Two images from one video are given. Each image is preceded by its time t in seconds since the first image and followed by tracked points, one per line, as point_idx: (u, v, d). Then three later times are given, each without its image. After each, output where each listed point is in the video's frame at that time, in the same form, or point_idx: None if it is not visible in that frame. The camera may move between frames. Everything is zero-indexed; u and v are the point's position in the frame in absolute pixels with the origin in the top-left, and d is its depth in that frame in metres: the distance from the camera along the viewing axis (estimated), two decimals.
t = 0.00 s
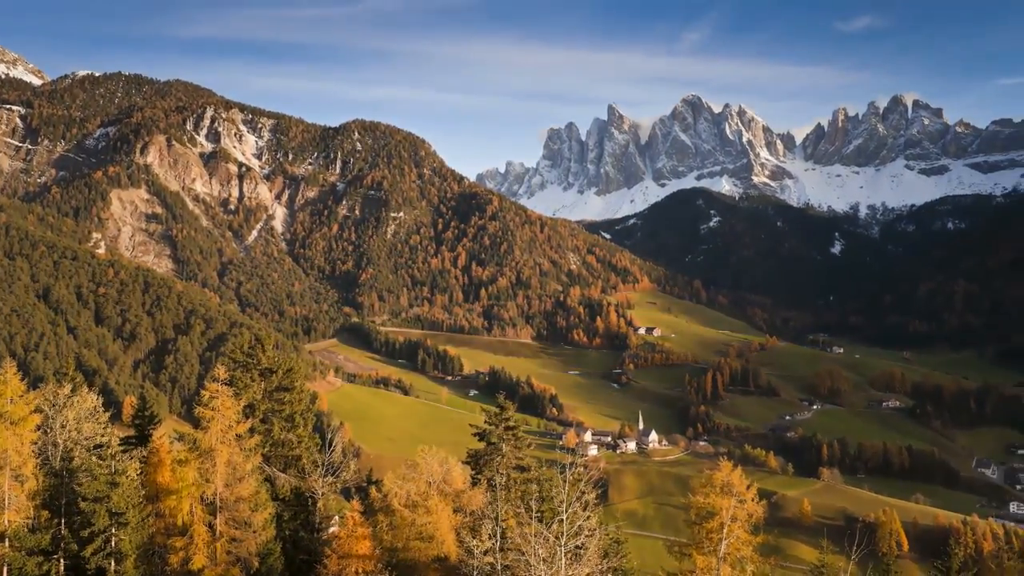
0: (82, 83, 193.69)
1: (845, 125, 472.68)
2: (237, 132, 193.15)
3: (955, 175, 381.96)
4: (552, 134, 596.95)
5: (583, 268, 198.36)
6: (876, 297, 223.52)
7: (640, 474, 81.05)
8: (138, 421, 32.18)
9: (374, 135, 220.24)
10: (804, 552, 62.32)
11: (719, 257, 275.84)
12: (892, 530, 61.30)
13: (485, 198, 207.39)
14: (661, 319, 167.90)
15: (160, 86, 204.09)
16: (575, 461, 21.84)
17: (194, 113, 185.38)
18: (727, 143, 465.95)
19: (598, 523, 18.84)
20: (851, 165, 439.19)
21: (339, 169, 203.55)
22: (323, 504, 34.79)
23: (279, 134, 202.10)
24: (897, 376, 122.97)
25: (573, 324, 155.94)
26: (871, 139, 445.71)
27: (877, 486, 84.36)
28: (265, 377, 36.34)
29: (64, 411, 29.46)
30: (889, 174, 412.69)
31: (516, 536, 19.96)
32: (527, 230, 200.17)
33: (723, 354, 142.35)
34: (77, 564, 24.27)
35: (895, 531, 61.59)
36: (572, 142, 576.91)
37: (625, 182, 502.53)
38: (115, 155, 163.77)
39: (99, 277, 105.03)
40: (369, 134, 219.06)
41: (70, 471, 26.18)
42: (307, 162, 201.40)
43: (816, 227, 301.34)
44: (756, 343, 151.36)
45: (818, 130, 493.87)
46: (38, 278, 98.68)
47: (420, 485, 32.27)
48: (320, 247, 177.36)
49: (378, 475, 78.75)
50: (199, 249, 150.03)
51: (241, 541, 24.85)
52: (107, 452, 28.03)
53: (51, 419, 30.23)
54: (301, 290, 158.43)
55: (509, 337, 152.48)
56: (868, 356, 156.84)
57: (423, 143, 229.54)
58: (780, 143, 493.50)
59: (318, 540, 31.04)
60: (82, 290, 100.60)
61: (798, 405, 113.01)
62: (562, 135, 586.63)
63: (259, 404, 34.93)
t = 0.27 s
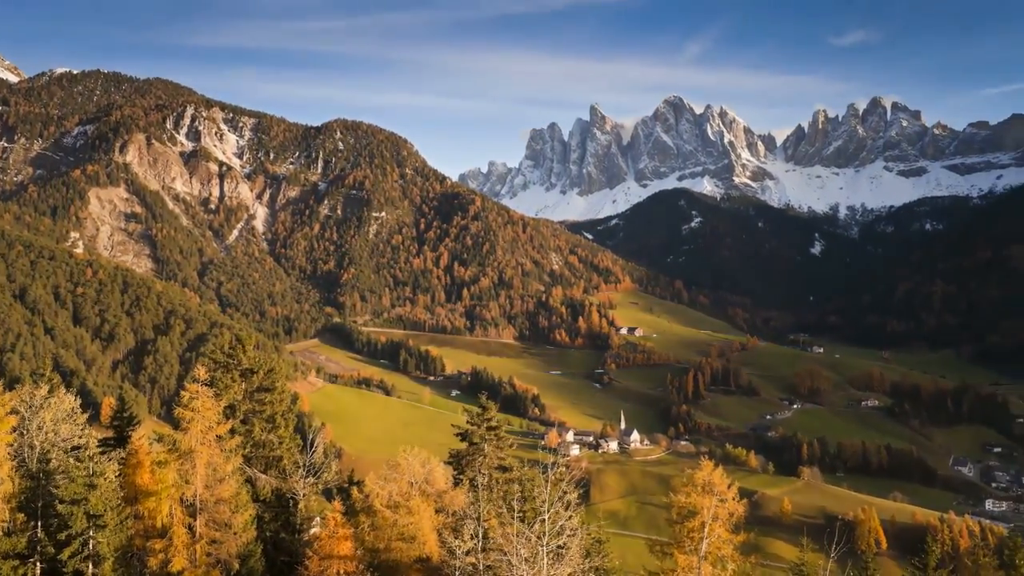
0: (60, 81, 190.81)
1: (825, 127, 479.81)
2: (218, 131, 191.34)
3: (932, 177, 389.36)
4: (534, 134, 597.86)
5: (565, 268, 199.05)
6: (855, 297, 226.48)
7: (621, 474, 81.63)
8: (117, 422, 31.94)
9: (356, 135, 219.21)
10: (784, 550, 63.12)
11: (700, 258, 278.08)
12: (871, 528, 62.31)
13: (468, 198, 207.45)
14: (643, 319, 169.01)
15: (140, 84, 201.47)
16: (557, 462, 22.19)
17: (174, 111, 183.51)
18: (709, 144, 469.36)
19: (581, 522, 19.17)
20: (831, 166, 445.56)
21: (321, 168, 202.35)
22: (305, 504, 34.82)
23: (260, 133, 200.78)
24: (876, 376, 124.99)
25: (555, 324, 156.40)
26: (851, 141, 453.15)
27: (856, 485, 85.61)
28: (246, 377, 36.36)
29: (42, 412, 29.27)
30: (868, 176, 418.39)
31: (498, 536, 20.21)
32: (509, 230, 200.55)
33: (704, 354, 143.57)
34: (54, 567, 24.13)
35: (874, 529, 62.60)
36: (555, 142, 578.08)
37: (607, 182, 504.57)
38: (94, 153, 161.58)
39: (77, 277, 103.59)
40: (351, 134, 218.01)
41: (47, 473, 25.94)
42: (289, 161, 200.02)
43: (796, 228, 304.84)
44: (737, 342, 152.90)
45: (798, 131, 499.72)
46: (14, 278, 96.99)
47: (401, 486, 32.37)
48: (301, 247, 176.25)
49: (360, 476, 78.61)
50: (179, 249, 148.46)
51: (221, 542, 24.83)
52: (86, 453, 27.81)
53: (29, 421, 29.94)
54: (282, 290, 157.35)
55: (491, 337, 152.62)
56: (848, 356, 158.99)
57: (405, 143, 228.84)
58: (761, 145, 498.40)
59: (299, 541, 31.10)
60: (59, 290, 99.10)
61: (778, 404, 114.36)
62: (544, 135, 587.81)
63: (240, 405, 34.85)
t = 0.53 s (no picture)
0: (40, 79, 188.22)
1: (808, 128, 484.90)
2: (201, 130, 189.63)
3: (914, 179, 396.00)
4: (519, 134, 598.27)
5: (550, 268, 199.44)
6: (837, 298, 228.91)
7: (606, 474, 82.07)
8: (97, 423, 31.70)
9: (340, 135, 218.20)
10: (767, 549, 63.81)
11: (684, 258, 279.86)
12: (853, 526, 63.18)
13: (452, 198, 207.32)
14: (627, 319, 169.84)
15: (122, 82, 199.19)
16: (542, 462, 22.39)
17: (157, 110, 181.83)
18: (693, 144, 472.22)
19: (565, 522, 19.37)
20: (814, 167, 450.34)
21: (305, 167, 201.13)
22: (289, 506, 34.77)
23: (244, 132, 199.38)
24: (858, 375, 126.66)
25: (540, 324, 156.67)
26: (834, 142, 458.78)
27: (838, 483, 86.63)
28: (229, 378, 36.24)
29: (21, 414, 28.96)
30: (850, 177, 423.33)
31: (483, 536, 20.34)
32: (494, 230, 200.71)
33: (688, 353, 144.50)
34: (33, 570, 23.91)
35: (856, 527, 63.45)
36: (539, 142, 578.62)
37: (592, 182, 505.93)
38: (75, 152, 159.60)
39: (57, 277, 102.31)
40: (335, 134, 216.93)
41: (26, 476, 25.72)
42: (273, 160, 198.69)
43: (779, 229, 307.70)
44: (721, 343, 154.09)
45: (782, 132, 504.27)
46: None
47: (385, 486, 32.42)
48: (285, 247, 175.21)
49: (345, 476, 78.34)
50: (161, 248, 147.01)
51: (203, 545, 24.69)
52: (66, 455, 27.56)
53: (7, 423, 29.65)
54: (266, 290, 156.34)
55: (475, 337, 152.64)
56: (830, 356, 160.82)
57: (390, 143, 228.13)
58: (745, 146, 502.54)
59: (283, 543, 31.05)
60: (39, 289, 97.81)
61: (761, 404, 115.45)
62: (529, 136, 588.44)
63: (223, 406, 34.73)
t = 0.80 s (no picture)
0: (16, 76, 185.13)
1: (789, 129, 490.29)
2: (181, 129, 187.65)
3: (893, 180, 403.17)
4: (502, 135, 598.07)
5: (533, 268, 199.80)
6: (817, 298, 231.58)
7: (588, 474, 82.49)
8: (75, 425, 31.43)
9: (322, 134, 216.73)
10: (748, 548, 64.51)
11: (665, 259, 281.62)
12: (833, 524, 64.00)
13: (435, 198, 206.96)
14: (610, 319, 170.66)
15: (100, 80, 196.36)
16: (524, 462, 22.67)
17: (136, 108, 179.70)
18: (675, 145, 475.24)
19: (547, 522, 19.60)
20: (795, 168, 455.45)
21: (287, 167, 199.56)
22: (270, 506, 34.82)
23: (225, 131, 197.54)
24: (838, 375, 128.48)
25: (522, 325, 156.97)
26: (815, 143, 464.61)
27: (818, 482, 87.72)
28: (209, 379, 36.09)
29: None
30: (830, 178, 428.65)
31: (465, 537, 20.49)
32: (477, 230, 200.69)
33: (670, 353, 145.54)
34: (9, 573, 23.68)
35: (836, 525, 64.34)
36: (522, 142, 578.92)
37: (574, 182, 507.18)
38: (52, 150, 157.20)
39: (34, 277, 100.77)
40: (317, 133, 215.43)
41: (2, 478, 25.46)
42: (254, 160, 196.97)
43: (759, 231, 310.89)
44: (703, 343, 155.31)
45: (763, 134, 509.57)
46: None
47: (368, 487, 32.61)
48: (266, 246, 173.90)
49: (326, 477, 77.97)
50: (141, 248, 145.29)
51: (183, 546, 24.76)
52: (42, 457, 27.30)
53: None
54: (247, 290, 155.05)
55: (458, 337, 152.67)
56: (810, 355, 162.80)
57: (372, 142, 227.05)
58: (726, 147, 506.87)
59: (264, 544, 31.00)
60: (16, 290, 96.28)
61: (743, 403, 116.58)
62: (512, 136, 588.54)
63: (203, 407, 34.60)
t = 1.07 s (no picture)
0: None
1: (770, 131, 495.42)
2: (161, 128, 185.63)
3: (872, 181, 410.78)
4: (485, 135, 597.75)
5: (515, 268, 200.07)
6: (797, 298, 234.15)
7: (570, 473, 82.88)
8: (53, 427, 31.11)
9: (304, 133, 215.01)
10: (729, 547, 65.21)
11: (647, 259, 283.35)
12: (813, 523, 64.87)
13: (418, 198, 206.51)
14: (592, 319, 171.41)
15: (78, 77, 193.55)
16: (506, 462, 22.87)
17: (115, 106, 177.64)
18: (657, 146, 478.08)
19: (529, 522, 19.81)
20: (776, 168, 460.23)
21: (268, 166, 197.85)
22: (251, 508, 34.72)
23: (206, 130, 195.65)
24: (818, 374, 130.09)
25: (505, 325, 157.15)
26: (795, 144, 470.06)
27: (798, 480, 88.75)
28: (190, 379, 35.91)
29: None
30: (810, 179, 433.72)
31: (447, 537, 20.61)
32: (459, 230, 200.55)
33: (652, 353, 146.50)
34: None
35: (815, 523, 65.18)
36: (505, 142, 578.96)
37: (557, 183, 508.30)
38: (29, 148, 154.79)
39: (11, 277, 99.24)
40: (299, 132, 213.73)
41: None
42: (235, 159, 195.13)
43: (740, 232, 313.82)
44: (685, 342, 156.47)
45: (744, 135, 514.75)
46: None
47: (349, 488, 32.69)
48: (247, 246, 172.53)
49: (308, 479, 77.58)
50: (120, 248, 143.51)
51: (162, 548, 24.55)
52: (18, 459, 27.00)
53: None
54: (228, 290, 153.72)
55: (440, 337, 152.58)
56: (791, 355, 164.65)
57: (354, 141, 225.88)
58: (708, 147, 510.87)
59: (244, 546, 30.92)
60: None
61: (724, 403, 117.66)
62: (494, 136, 588.33)
63: (184, 407, 34.46)
